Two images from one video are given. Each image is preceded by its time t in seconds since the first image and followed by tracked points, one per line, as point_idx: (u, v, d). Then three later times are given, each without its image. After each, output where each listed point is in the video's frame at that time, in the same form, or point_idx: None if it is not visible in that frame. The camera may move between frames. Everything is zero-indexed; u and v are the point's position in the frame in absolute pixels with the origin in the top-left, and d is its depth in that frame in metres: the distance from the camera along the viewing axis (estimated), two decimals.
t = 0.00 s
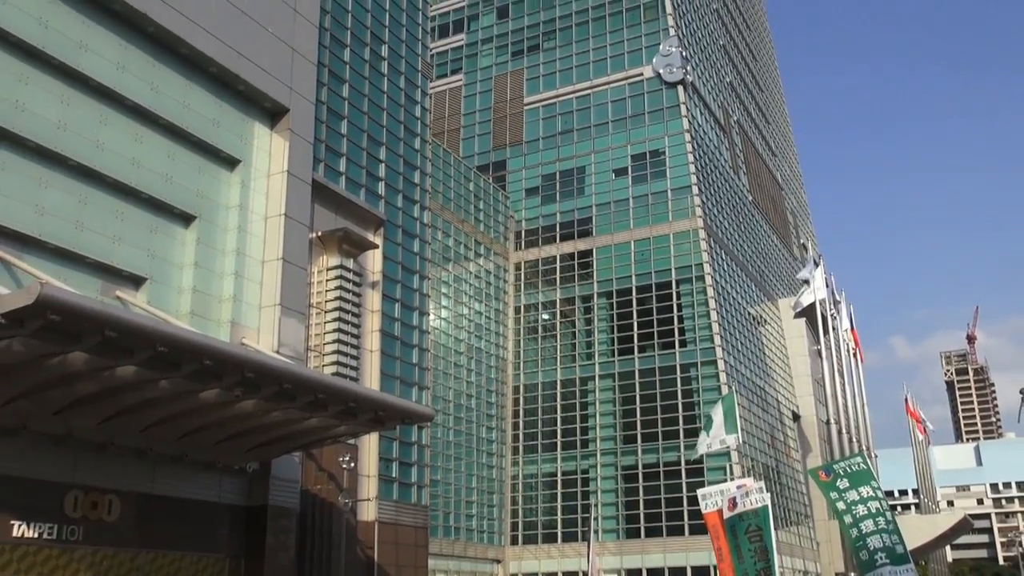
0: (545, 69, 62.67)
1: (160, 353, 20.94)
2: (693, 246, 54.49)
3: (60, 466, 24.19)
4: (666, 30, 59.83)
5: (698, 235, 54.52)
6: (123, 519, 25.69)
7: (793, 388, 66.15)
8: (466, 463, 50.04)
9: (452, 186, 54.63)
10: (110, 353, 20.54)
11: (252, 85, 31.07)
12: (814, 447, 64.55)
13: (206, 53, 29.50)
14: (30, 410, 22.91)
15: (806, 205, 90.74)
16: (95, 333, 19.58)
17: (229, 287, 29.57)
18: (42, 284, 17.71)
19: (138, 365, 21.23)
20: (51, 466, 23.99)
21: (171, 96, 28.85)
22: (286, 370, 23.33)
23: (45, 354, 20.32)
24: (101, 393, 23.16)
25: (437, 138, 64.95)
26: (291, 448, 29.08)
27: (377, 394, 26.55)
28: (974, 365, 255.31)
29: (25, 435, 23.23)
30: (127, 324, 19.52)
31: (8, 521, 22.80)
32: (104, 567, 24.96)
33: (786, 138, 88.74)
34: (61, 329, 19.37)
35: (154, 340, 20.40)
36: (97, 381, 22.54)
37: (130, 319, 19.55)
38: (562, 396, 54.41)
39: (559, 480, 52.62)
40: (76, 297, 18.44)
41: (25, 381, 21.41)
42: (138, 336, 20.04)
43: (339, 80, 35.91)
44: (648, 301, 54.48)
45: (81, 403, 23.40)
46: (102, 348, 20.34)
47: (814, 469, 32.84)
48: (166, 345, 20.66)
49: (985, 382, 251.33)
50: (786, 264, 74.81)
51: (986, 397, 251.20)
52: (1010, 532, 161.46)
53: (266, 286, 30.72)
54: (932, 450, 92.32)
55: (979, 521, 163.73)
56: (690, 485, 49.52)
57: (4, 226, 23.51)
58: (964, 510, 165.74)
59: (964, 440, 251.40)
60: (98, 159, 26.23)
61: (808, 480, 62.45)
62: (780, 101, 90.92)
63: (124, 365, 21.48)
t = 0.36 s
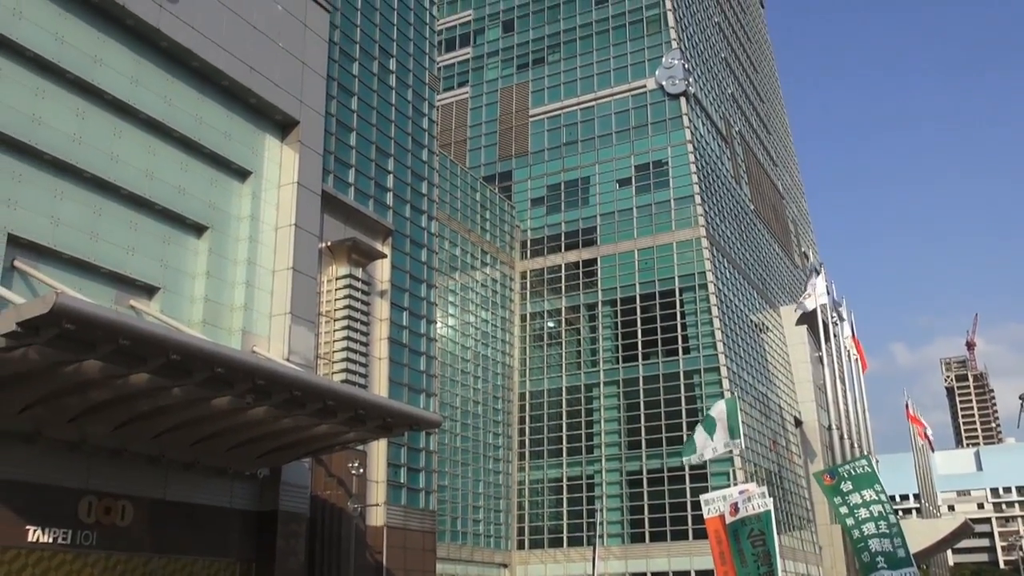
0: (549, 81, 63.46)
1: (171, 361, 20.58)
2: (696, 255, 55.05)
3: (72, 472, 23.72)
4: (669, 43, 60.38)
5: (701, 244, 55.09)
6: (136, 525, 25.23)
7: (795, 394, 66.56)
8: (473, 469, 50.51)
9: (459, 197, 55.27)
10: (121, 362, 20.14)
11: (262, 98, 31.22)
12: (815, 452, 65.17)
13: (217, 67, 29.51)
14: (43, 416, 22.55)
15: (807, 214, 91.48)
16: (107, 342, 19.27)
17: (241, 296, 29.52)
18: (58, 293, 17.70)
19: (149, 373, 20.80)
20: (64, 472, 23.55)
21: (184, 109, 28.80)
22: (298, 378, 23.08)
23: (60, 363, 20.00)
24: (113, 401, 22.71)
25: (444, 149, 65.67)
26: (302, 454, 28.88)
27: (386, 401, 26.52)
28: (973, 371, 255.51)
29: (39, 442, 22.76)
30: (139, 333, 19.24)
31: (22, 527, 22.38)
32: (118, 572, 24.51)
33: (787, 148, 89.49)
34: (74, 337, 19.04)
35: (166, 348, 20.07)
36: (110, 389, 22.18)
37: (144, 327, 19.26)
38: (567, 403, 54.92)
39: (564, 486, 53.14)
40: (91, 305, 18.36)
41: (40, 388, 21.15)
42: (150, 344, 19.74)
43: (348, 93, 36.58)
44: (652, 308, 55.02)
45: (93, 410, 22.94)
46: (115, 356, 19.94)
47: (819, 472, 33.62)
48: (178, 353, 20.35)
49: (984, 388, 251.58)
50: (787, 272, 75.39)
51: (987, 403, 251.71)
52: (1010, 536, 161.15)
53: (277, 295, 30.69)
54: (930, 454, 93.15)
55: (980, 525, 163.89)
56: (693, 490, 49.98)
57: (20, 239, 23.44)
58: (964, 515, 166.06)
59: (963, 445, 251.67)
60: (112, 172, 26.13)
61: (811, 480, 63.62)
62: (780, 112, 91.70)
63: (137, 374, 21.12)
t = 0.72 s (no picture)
0: (554, 91, 63.56)
1: (177, 371, 20.59)
2: (701, 264, 55.01)
3: (79, 483, 23.70)
4: (673, 52, 60.46)
5: (706, 252, 55.09)
6: (142, 535, 25.16)
7: (802, 403, 66.34)
8: (479, 478, 50.43)
9: (464, 207, 55.37)
10: (127, 372, 20.17)
11: (268, 108, 31.30)
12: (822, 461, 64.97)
13: (223, 78, 29.61)
14: (50, 427, 22.58)
15: (812, 222, 91.38)
16: (113, 352, 19.31)
17: (246, 306, 29.55)
18: (64, 304, 17.76)
19: (155, 383, 20.81)
20: (70, 482, 23.55)
21: (189, 120, 28.89)
22: (303, 388, 23.05)
23: (66, 373, 20.02)
24: (118, 411, 22.72)
25: (449, 159, 65.76)
26: (308, 464, 28.81)
27: (391, 410, 26.45)
28: (980, 379, 254.89)
29: (45, 452, 22.79)
30: (145, 343, 19.27)
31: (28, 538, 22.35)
32: None
33: (792, 157, 89.48)
34: (81, 348, 19.06)
35: (171, 358, 20.08)
36: (116, 400, 22.20)
37: (149, 337, 19.28)
38: (573, 412, 54.86)
39: (571, 495, 53.03)
40: (97, 316, 18.41)
41: (46, 399, 21.19)
42: (155, 354, 19.76)
43: (353, 103, 36.70)
44: (657, 317, 54.97)
45: (99, 421, 22.96)
46: (121, 367, 19.95)
47: (822, 482, 33.56)
48: (183, 363, 20.36)
49: (991, 396, 250.61)
50: (793, 281, 75.25)
51: (995, 411, 250.69)
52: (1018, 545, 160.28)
53: (282, 305, 30.71)
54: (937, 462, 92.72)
55: (988, 533, 162.98)
56: (699, 499, 49.83)
57: (26, 250, 23.51)
58: (972, 523, 165.14)
59: (970, 453, 250.57)
60: (118, 183, 26.20)
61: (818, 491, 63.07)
62: (784, 120, 91.74)
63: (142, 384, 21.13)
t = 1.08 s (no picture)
0: (558, 101, 63.69)
1: (181, 382, 20.59)
2: (706, 273, 54.95)
3: (83, 494, 23.70)
4: (677, 62, 60.60)
5: (710, 262, 55.03)
6: (146, 546, 25.11)
7: (807, 413, 66.17)
8: (483, 488, 50.34)
9: (468, 217, 55.44)
10: (132, 382, 20.17)
11: (272, 119, 31.38)
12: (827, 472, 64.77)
13: (228, 89, 29.70)
14: (55, 437, 22.60)
15: (817, 231, 91.32)
16: (117, 362, 19.33)
17: (251, 316, 29.58)
18: (69, 314, 17.78)
19: (160, 394, 20.81)
20: (75, 493, 23.54)
21: (194, 130, 28.98)
22: (307, 398, 23.00)
23: (71, 384, 20.03)
24: (123, 421, 22.72)
25: (454, 169, 65.82)
26: (312, 474, 28.76)
27: (396, 420, 26.38)
28: (986, 389, 254.10)
29: (50, 463, 22.79)
30: (149, 353, 19.29)
31: (32, 548, 22.33)
32: None
33: (796, 166, 89.50)
34: (85, 359, 19.07)
35: (175, 368, 20.07)
36: (121, 410, 22.19)
37: (153, 347, 19.28)
38: (577, 422, 54.76)
39: (575, 505, 52.90)
40: (102, 326, 18.42)
41: (51, 409, 21.20)
42: (159, 364, 19.77)
43: (358, 114, 36.79)
44: (661, 327, 54.93)
45: (104, 431, 22.95)
46: (125, 377, 19.95)
47: (816, 497, 31.16)
48: (187, 373, 20.36)
49: (996, 406, 249.72)
50: (797, 290, 75.13)
51: (1000, 422, 249.74)
52: None
53: (287, 315, 30.69)
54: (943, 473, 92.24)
55: (995, 544, 162.10)
56: (705, 509, 49.68)
57: (32, 260, 23.57)
58: (979, 534, 164.31)
59: (976, 463, 249.57)
60: (123, 193, 26.27)
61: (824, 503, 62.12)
62: (789, 129, 91.77)
63: (147, 394, 21.13)
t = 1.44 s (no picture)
0: (560, 113, 63.86)
1: (183, 393, 20.56)
2: (707, 285, 54.94)
3: (85, 505, 23.65)
4: (678, 75, 60.74)
5: (712, 274, 55.02)
6: (146, 557, 25.05)
7: (809, 426, 66.04)
8: (484, 500, 50.21)
9: (470, 229, 55.50)
10: (133, 394, 20.14)
11: (275, 130, 31.45)
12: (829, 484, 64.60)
13: (231, 101, 29.78)
14: (56, 449, 22.58)
15: (818, 243, 91.35)
16: (119, 374, 19.32)
17: (253, 328, 29.57)
18: (71, 325, 17.79)
19: (161, 405, 20.79)
20: (75, 504, 23.50)
21: (197, 142, 29.05)
22: (308, 409, 22.96)
23: (73, 395, 20.02)
24: (124, 433, 22.68)
25: (455, 180, 65.89)
26: (313, 486, 28.68)
27: (397, 431, 26.32)
28: (988, 401, 253.58)
29: (51, 475, 22.76)
30: (151, 364, 19.28)
31: (32, 559, 22.28)
32: None
33: (798, 178, 89.62)
34: (87, 369, 19.06)
35: (177, 379, 20.05)
36: (122, 421, 22.16)
37: (155, 358, 19.27)
38: (579, 434, 54.67)
39: (577, 517, 52.78)
40: (104, 336, 18.42)
41: (53, 420, 21.17)
42: (161, 376, 19.76)
43: (360, 126, 36.87)
44: (663, 339, 54.89)
45: (104, 442, 22.91)
46: (126, 388, 19.93)
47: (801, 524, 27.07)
48: (189, 385, 20.34)
49: (999, 418, 248.99)
50: (799, 302, 75.10)
51: (1002, 434, 249.07)
52: None
53: (288, 326, 30.69)
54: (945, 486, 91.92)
55: (998, 557, 161.38)
56: (707, 522, 49.55)
57: (34, 271, 23.60)
58: (981, 547, 163.61)
59: (979, 476, 248.81)
60: (126, 205, 26.30)
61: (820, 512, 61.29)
62: (790, 142, 91.90)
63: (148, 406, 21.09)
